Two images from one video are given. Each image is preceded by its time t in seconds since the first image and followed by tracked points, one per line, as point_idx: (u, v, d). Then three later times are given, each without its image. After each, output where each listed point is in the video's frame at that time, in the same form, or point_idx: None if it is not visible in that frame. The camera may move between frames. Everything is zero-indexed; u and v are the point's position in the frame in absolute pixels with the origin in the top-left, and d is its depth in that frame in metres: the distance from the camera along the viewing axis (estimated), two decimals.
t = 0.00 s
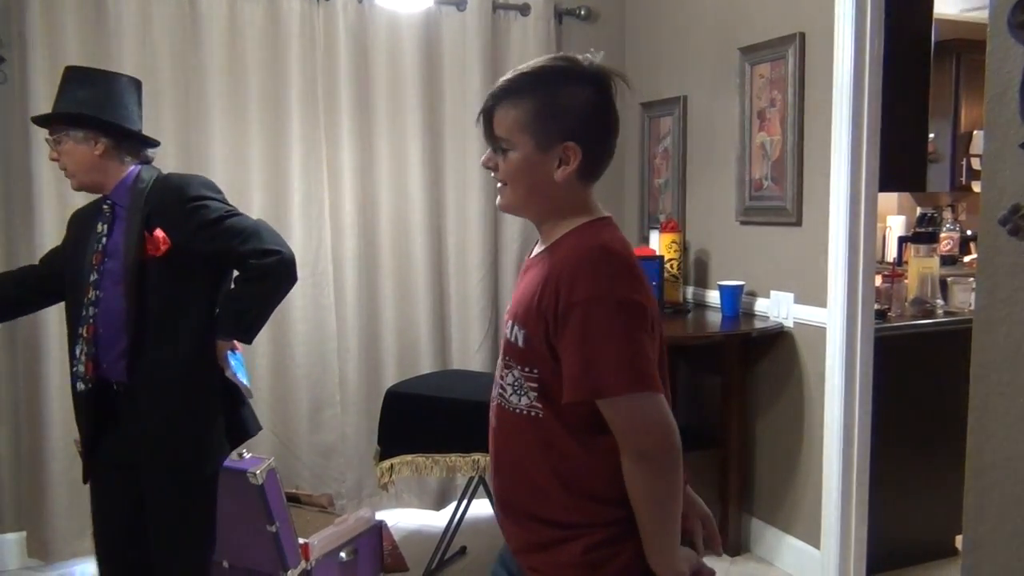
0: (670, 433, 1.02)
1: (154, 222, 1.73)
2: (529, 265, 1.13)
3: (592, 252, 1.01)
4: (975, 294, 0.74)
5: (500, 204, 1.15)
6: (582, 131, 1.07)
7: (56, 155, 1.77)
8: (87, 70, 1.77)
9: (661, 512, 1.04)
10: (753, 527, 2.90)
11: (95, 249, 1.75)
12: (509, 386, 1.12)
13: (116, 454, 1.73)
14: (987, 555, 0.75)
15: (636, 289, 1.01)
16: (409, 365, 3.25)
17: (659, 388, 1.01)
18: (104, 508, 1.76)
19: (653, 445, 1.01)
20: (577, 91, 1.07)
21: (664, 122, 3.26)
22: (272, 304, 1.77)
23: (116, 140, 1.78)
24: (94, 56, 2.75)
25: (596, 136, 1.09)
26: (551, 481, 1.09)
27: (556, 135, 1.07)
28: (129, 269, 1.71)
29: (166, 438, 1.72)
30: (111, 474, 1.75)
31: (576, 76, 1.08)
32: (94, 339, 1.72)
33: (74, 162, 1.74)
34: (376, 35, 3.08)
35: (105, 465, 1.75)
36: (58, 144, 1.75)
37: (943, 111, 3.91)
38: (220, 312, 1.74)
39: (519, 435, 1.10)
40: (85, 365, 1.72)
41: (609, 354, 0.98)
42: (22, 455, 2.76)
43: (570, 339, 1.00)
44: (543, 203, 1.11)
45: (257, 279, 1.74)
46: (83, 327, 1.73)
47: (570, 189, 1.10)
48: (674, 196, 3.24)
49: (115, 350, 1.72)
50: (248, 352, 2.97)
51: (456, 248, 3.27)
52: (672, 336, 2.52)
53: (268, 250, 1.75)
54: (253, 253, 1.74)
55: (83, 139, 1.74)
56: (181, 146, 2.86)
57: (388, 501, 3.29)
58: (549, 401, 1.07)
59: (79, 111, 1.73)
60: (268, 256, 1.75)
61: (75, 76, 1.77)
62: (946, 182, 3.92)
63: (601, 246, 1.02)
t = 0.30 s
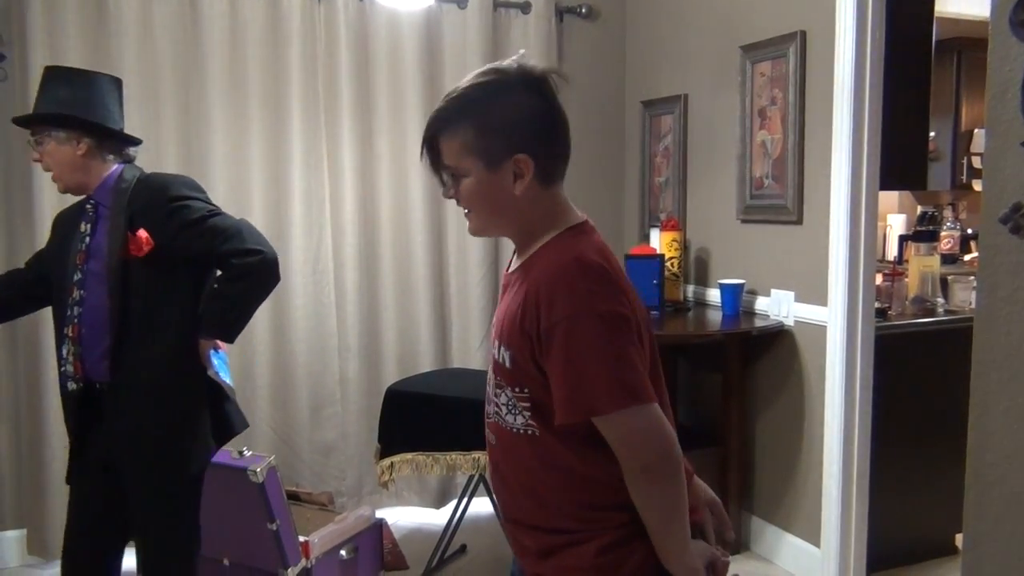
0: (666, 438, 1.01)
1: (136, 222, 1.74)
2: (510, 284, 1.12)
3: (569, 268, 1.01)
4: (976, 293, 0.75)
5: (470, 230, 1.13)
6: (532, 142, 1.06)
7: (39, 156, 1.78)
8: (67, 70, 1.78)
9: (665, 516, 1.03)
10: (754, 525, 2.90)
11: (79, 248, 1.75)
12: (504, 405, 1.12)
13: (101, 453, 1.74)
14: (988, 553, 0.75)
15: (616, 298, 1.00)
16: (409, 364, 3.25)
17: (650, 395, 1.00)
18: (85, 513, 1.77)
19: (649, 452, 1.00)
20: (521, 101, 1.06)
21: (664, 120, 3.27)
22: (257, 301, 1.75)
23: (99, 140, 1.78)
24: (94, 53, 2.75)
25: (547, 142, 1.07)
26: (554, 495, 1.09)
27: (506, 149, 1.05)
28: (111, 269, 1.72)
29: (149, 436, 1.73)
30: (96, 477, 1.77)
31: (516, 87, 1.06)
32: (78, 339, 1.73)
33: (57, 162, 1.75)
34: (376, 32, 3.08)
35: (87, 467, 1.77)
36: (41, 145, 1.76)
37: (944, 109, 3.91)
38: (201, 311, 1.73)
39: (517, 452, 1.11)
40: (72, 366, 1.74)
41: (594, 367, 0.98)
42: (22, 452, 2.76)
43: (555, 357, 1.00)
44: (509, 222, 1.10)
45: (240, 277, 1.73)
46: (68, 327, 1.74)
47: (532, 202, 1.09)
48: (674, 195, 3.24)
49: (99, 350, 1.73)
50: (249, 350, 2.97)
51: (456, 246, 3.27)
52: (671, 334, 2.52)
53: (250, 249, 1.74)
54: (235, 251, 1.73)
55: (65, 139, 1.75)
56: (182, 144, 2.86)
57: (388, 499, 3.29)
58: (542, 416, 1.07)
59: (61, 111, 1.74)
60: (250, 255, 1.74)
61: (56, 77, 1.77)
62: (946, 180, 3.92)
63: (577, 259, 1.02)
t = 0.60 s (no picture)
0: (673, 432, 1.02)
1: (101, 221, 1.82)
2: (513, 274, 1.12)
3: (582, 259, 1.01)
4: (976, 291, 0.75)
5: (477, 217, 1.13)
6: (546, 130, 1.06)
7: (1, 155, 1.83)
8: (27, 68, 1.80)
9: (667, 511, 1.04)
10: (754, 524, 2.90)
11: (43, 246, 1.83)
12: (504, 395, 1.11)
13: (70, 445, 1.84)
14: (989, 553, 0.75)
15: (627, 290, 1.01)
16: (409, 362, 3.25)
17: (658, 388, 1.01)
18: (62, 504, 1.87)
19: (656, 446, 1.01)
20: (537, 88, 1.06)
21: (665, 119, 3.27)
22: (223, 299, 1.86)
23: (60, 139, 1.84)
24: (94, 51, 2.75)
25: (560, 132, 1.07)
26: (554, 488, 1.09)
27: (517, 136, 1.05)
28: (76, 268, 1.80)
29: (114, 433, 1.80)
30: (69, 469, 1.85)
31: (534, 73, 1.06)
32: (43, 335, 1.82)
33: (21, 161, 1.80)
34: (377, 30, 3.08)
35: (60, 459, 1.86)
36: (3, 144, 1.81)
37: (944, 108, 3.91)
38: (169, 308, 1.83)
39: (517, 444, 1.10)
40: (36, 361, 1.83)
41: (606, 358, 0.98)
42: (21, 450, 2.76)
43: (566, 347, 0.99)
44: (519, 210, 1.10)
45: (212, 277, 1.83)
46: (32, 323, 1.83)
47: (540, 192, 1.09)
48: (674, 193, 3.24)
49: (61, 346, 1.81)
50: (250, 348, 2.97)
51: (456, 244, 3.27)
52: (671, 333, 2.52)
53: (217, 250, 1.84)
54: (202, 252, 1.83)
55: (27, 139, 1.80)
56: (182, 142, 2.86)
57: (388, 497, 3.29)
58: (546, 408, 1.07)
59: (22, 110, 1.78)
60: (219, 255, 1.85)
61: (14, 73, 1.80)
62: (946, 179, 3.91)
63: (589, 250, 1.02)
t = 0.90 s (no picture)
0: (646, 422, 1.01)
1: (85, 220, 1.82)
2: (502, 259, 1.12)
3: (561, 245, 1.00)
4: (975, 289, 0.75)
5: (476, 194, 1.16)
6: (552, 122, 1.08)
7: None
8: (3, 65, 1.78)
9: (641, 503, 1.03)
10: (753, 522, 2.90)
11: (23, 244, 1.82)
12: (488, 380, 1.12)
13: (53, 445, 1.84)
14: (989, 551, 0.74)
15: (604, 278, 1.01)
16: (409, 360, 3.25)
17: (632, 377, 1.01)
18: (45, 503, 1.87)
19: (629, 434, 1.00)
20: (557, 86, 1.09)
21: (664, 117, 3.26)
22: (205, 293, 1.94)
23: (38, 138, 1.83)
24: (93, 49, 2.75)
25: (568, 128, 1.10)
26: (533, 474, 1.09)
27: (512, 109, 1.09)
28: (61, 267, 1.80)
29: (100, 433, 1.80)
30: (52, 468, 1.86)
31: (552, 72, 1.09)
32: (26, 333, 1.81)
33: None
34: (376, 29, 3.08)
35: (43, 458, 1.86)
36: None
37: (944, 106, 3.91)
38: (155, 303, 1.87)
39: (499, 429, 1.11)
40: (20, 360, 1.82)
41: (580, 344, 0.98)
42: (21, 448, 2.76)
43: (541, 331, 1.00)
44: (517, 196, 1.12)
45: (197, 272, 1.90)
46: (14, 322, 1.82)
47: (535, 180, 1.10)
48: (674, 191, 3.24)
49: (45, 344, 1.81)
50: (249, 347, 2.97)
51: (456, 243, 3.28)
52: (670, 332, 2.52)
53: (201, 245, 1.91)
54: (187, 247, 1.89)
55: (6, 137, 1.78)
56: (181, 140, 2.85)
57: (387, 495, 3.30)
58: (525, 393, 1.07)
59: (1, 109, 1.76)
60: (202, 251, 1.92)
61: None
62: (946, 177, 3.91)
63: (570, 237, 1.02)
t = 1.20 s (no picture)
0: (585, 385, 1.08)
1: (81, 218, 1.82)
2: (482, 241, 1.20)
3: (522, 217, 1.09)
4: (974, 288, 0.74)
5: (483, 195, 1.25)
6: (546, 123, 1.15)
7: None
8: None
9: (578, 463, 1.09)
10: (752, 520, 2.91)
11: (19, 242, 1.82)
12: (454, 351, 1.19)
13: (50, 443, 1.84)
14: (989, 549, 0.75)
15: (560, 251, 1.08)
16: (409, 359, 3.25)
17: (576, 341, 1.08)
18: (40, 502, 1.87)
19: (567, 393, 1.06)
20: (554, 92, 1.15)
21: (664, 116, 3.26)
22: (201, 290, 1.94)
23: (37, 133, 1.83)
24: (93, 49, 2.75)
25: (563, 131, 1.16)
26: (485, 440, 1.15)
27: (507, 107, 1.17)
28: (58, 264, 1.80)
29: (99, 429, 1.80)
30: (49, 466, 1.85)
31: (555, 89, 1.15)
32: (21, 331, 1.80)
33: None
34: (376, 29, 3.08)
35: (38, 457, 1.86)
36: None
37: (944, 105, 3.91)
38: (151, 300, 1.88)
39: (459, 395, 1.17)
40: (14, 357, 1.81)
41: (529, 305, 1.06)
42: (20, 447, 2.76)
43: (495, 292, 1.08)
44: (511, 191, 1.18)
45: (192, 269, 1.90)
46: (9, 320, 1.81)
47: (525, 175, 1.17)
48: (673, 190, 3.24)
49: (41, 341, 1.80)
50: (249, 345, 2.97)
51: (455, 241, 3.28)
52: (671, 331, 2.52)
53: (199, 241, 1.92)
54: (184, 244, 1.89)
55: (6, 134, 1.78)
56: (180, 139, 2.85)
57: (387, 494, 3.30)
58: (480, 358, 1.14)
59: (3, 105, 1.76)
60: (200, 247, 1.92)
61: None
62: (946, 177, 3.91)
63: (533, 213, 1.10)
